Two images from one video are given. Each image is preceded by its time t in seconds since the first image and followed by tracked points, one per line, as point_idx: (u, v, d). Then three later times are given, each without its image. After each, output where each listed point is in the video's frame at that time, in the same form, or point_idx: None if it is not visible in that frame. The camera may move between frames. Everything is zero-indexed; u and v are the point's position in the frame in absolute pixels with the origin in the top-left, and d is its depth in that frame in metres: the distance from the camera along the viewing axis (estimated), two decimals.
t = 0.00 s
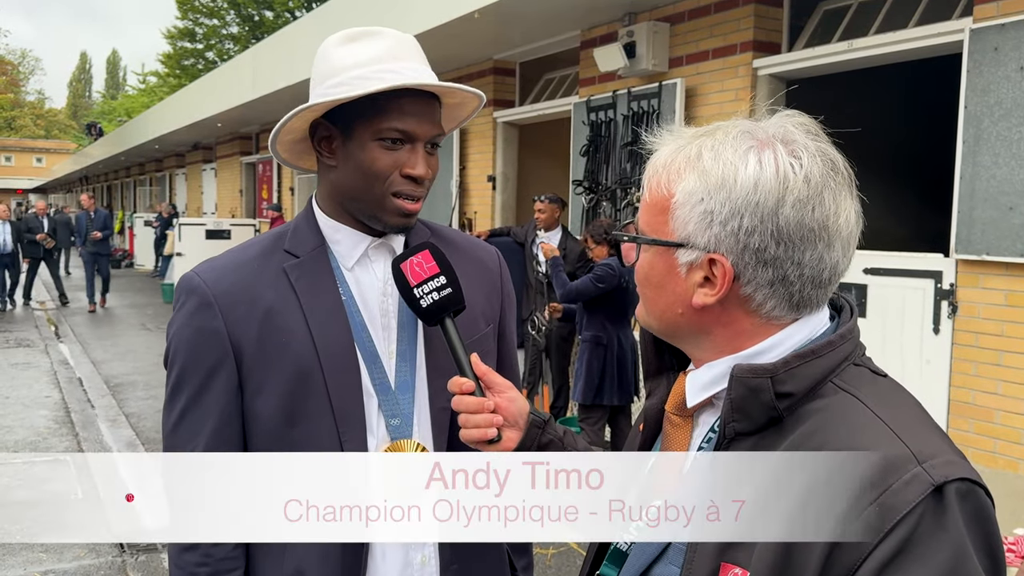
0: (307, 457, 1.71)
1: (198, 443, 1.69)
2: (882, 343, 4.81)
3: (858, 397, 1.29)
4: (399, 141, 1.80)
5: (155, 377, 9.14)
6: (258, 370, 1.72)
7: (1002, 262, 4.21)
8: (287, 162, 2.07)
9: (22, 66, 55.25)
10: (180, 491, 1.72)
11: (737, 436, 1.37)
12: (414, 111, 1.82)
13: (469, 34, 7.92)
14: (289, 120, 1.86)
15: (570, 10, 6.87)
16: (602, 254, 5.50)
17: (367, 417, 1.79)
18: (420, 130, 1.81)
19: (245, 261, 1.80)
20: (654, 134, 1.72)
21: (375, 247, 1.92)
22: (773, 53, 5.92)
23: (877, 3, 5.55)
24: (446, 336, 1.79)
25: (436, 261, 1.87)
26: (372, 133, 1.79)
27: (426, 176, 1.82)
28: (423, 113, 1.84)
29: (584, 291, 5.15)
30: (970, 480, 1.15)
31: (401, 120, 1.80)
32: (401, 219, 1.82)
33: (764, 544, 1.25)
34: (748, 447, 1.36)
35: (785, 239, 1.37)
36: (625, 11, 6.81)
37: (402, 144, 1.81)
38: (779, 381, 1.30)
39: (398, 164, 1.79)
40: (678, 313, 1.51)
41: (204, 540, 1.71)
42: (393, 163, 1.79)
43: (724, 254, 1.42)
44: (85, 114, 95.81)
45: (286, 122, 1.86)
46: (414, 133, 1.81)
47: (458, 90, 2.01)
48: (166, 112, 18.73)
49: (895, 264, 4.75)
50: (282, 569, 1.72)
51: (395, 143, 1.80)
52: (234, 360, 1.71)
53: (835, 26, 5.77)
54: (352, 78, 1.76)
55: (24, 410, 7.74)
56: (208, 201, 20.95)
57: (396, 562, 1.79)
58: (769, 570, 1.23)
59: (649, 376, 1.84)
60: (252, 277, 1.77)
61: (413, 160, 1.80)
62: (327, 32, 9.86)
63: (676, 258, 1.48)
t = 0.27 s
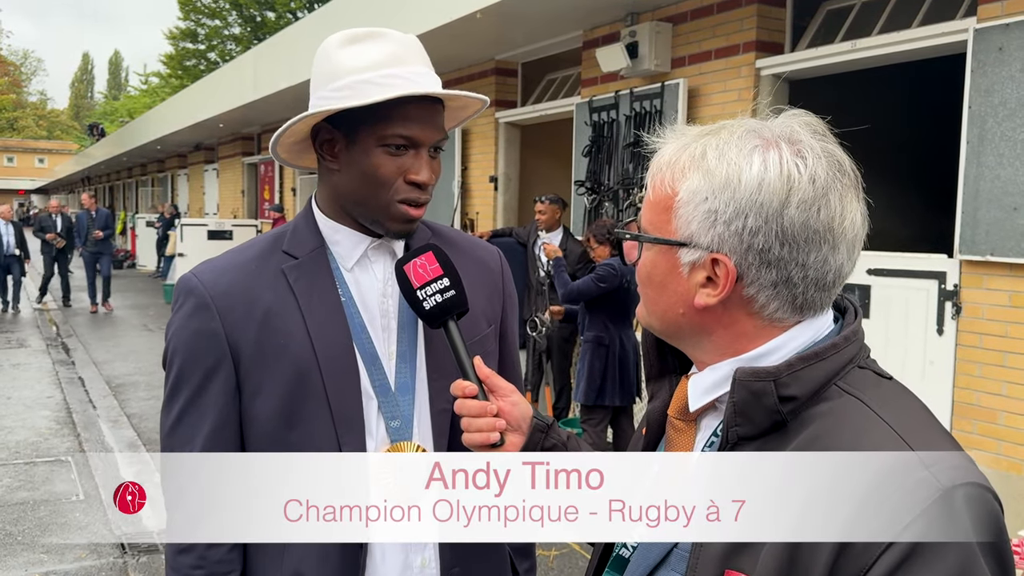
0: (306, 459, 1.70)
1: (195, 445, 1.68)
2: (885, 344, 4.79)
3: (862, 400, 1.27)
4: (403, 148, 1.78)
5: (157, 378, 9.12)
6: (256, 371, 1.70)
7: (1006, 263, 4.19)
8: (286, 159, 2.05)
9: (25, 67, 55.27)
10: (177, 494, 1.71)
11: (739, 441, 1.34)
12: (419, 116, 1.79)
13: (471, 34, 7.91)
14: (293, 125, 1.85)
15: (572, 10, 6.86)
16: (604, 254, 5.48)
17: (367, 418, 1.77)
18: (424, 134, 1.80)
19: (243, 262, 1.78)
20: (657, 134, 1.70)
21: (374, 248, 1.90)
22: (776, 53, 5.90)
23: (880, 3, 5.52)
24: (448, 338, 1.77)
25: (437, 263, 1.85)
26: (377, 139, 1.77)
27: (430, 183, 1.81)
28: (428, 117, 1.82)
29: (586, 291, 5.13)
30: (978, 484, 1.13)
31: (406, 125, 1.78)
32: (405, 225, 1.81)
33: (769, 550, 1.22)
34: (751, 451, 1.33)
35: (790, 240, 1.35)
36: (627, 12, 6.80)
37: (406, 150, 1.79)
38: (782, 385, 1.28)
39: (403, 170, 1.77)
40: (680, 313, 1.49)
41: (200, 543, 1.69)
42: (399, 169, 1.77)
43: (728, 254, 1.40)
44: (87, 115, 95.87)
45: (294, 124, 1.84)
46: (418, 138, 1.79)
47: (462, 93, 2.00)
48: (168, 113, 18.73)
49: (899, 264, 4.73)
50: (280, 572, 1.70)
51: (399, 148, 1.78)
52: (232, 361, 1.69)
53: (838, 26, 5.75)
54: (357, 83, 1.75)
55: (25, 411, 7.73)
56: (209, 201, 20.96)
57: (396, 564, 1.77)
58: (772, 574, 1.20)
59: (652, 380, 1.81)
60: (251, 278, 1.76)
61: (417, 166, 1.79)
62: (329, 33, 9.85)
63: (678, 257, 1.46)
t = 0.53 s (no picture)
0: (308, 462, 1.68)
1: (197, 449, 1.66)
2: (889, 345, 4.77)
3: (871, 406, 1.25)
4: (403, 146, 1.77)
5: (158, 379, 9.11)
6: (258, 375, 1.69)
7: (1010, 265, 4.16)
8: (288, 159, 2.04)
9: (27, 68, 55.30)
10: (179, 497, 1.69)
11: (746, 447, 1.33)
12: (419, 115, 1.78)
13: (473, 35, 7.89)
14: (293, 124, 1.83)
15: (575, 10, 6.84)
16: (606, 255, 5.45)
17: (369, 422, 1.76)
18: (424, 132, 1.78)
19: (244, 265, 1.77)
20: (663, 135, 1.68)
21: (377, 249, 1.89)
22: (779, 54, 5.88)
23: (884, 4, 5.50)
24: (451, 342, 1.76)
25: (441, 266, 1.84)
26: (376, 136, 1.75)
27: (432, 182, 1.79)
28: (430, 116, 1.80)
29: (588, 291, 5.11)
30: (990, 493, 1.11)
31: (405, 123, 1.76)
32: (406, 224, 1.79)
33: (777, 557, 1.20)
34: (758, 457, 1.31)
35: (798, 242, 1.34)
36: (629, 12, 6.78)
37: (407, 149, 1.77)
38: (791, 390, 1.27)
39: (402, 168, 1.75)
40: (686, 316, 1.47)
41: (202, 548, 1.66)
42: (399, 169, 1.75)
43: (736, 257, 1.38)
44: (89, 116, 95.95)
45: (293, 123, 1.83)
46: (417, 137, 1.77)
47: (466, 93, 1.98)
48: (170, 114, 18.74)
49: (903, 265, 4.71)
50: None
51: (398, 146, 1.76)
52: (234, 365, 1.67)
53: (841, 26, 5.73)
54: (362, 81, 1.73)
55: (27, 412, 7.71)
56: (211, 202, 20.96)
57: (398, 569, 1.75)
58: None
59: (656, 384, 1.79)
60: (252, 281, 1.74)
61: (417, 165, 1.77)
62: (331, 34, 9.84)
63: (685, 260, 1.44)
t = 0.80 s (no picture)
0: (315, 464, 1.67)
1: (204, 451, 1.65)
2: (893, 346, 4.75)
3: (884, 410, 1.24)
4: (408, 141, 1.76)
5: (160, 380, 9.09)
6: (265, 376, 1.68)
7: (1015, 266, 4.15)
8: (294, 158, 2.03)
9: (29, 69, 55.35)
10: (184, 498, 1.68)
11: (756, 451, 1.31)
12: (425, 111, 1.77)
13: (475, 35, 7.88)
14: (298, 119, 1.82)
15: (577, 11, 6.83)
16: (609, 256, 5.44)
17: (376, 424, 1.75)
18: (429, 129, 1.77)
19: (250, 266, 1.75)
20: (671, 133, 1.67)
21: (382, 250, 1.88)
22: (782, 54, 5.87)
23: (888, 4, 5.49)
24: (457, 344, 1.75)
25: (446, 266, 1.82)
26: (382, 132, 1.75)
27: (437, 179, 1.77)
28: (436, 113, 1.79)
29: (591, 293, 5.10)
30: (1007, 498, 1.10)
31: (410, 119, 1.75)
32: (412, 222, 1.77)
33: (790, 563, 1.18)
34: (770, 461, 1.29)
35: (813, 242, 1.32)
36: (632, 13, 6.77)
37: (413, 145, 1.76)
38: (803, 394, 1.25)
39: (408, 165, 1.74)
40: (696, 316, 1.46)
41: (209, 552, 1.64)
42: (405, 165, 1.74)
43: (748, 257, 1.37)
44: (90, 118, 95.96)
45: (298, 117, 1.82)
46: (422, 133, 1.76)
47: (472, 91, 1.97)
48: (171, 115, 18.74)
49: (907, 267, 4.69)
50: None
51: (404, 141, 1.75)
52: (241, 367, 1.66)
53: (845, 27, 5.72)
54: (367, 76, 1.72)
55: (29, 413, 7.70)
56: (213, 203, 20.97)
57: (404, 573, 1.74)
58: None
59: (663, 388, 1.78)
60: (259, 281, 1.73)
61: (423, 161, 1.75)
62: (332, 35, 9.83)
63: (696, 259, 1.43)
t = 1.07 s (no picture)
0: (317, 465, 1.66)
1: (205, 451, 1.64)
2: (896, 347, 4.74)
3: (892, 413, 1.23)
4: (411, 135, 1.75)
5: (162, 381, 9.09)
6: (267, 377, 1.67)
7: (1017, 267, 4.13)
8: (299, 157, 2.02)
9: (30, 70, 55.43)
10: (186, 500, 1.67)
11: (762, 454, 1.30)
12: (429, 106, 1.77)
13: (477, 36, 7.87)
14: (303, 109, 1.82)
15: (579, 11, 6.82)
16: (610, 257, 5.43)
17: (379, 425, 1.74)
18: (433, 125, 1.76)
19: (253, 266, 1.75)
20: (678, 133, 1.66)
21: (386, 251, 1.87)
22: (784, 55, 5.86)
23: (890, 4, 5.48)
24: (459, 345, 1.74)
25: (449, 267, 1.81)
26: (385, 126, 1.74)
27: (441, 175, 1.76)
28: (441, 111, 1.78)
29: (592, 295, 5.10)
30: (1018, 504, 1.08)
31: (414, 115, 1.75)
32: (415, 221, 1.76)
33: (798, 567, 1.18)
34: (777, 465, 1.28)
35: (822, 241, 1.31)
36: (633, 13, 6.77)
37: (416, 140, 1.75)
38: (810, 397, 1.25)
39: (411, 161, 1.73)
40: (702, 317, 1.45)
41: (212, 553, 1.63)
42: (408, 161, 1.73)
43: (756, 257, 1.36)
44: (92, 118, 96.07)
45: (302, 109, 1.81)
46: (426, 129, 1.75)
47: (478, 90, 1.96)
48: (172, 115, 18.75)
49: (910, 267, 4.68)
50: None
51: (406, 135, 1.74)
52: (243, 367, 1.65)
53: (846, 27, 5.71)
54: (372, 72, 1.71)
55: (30, 414, 7.69)
56: (214, 204, 20.98)
57: None
58: None
59: (669, 391, 1.77)
60: (261, 281, 1.72)
61: (425, 156, 1.74)
62: (334, 35, 9.83)
63: (703, 259, 1.42)
